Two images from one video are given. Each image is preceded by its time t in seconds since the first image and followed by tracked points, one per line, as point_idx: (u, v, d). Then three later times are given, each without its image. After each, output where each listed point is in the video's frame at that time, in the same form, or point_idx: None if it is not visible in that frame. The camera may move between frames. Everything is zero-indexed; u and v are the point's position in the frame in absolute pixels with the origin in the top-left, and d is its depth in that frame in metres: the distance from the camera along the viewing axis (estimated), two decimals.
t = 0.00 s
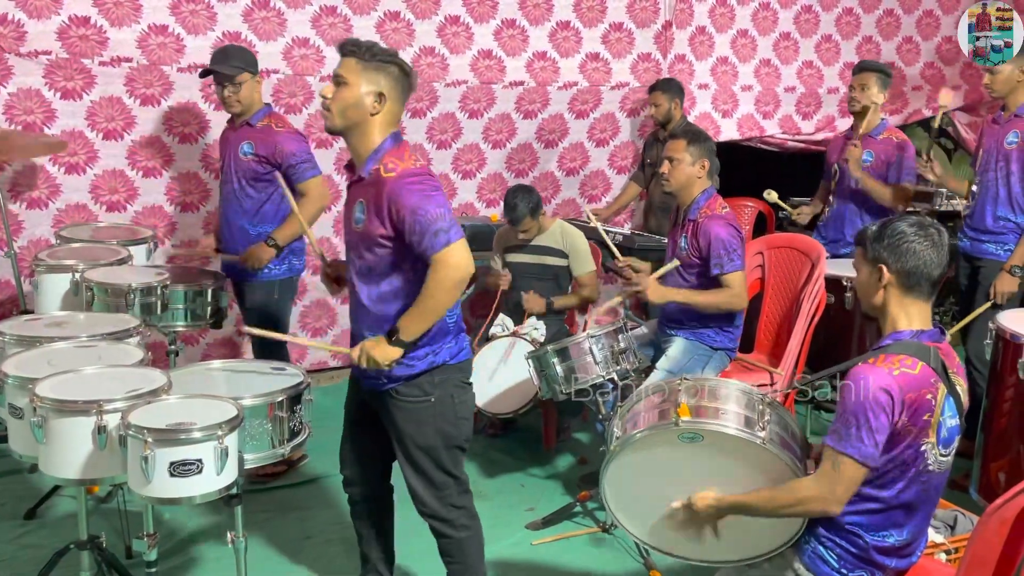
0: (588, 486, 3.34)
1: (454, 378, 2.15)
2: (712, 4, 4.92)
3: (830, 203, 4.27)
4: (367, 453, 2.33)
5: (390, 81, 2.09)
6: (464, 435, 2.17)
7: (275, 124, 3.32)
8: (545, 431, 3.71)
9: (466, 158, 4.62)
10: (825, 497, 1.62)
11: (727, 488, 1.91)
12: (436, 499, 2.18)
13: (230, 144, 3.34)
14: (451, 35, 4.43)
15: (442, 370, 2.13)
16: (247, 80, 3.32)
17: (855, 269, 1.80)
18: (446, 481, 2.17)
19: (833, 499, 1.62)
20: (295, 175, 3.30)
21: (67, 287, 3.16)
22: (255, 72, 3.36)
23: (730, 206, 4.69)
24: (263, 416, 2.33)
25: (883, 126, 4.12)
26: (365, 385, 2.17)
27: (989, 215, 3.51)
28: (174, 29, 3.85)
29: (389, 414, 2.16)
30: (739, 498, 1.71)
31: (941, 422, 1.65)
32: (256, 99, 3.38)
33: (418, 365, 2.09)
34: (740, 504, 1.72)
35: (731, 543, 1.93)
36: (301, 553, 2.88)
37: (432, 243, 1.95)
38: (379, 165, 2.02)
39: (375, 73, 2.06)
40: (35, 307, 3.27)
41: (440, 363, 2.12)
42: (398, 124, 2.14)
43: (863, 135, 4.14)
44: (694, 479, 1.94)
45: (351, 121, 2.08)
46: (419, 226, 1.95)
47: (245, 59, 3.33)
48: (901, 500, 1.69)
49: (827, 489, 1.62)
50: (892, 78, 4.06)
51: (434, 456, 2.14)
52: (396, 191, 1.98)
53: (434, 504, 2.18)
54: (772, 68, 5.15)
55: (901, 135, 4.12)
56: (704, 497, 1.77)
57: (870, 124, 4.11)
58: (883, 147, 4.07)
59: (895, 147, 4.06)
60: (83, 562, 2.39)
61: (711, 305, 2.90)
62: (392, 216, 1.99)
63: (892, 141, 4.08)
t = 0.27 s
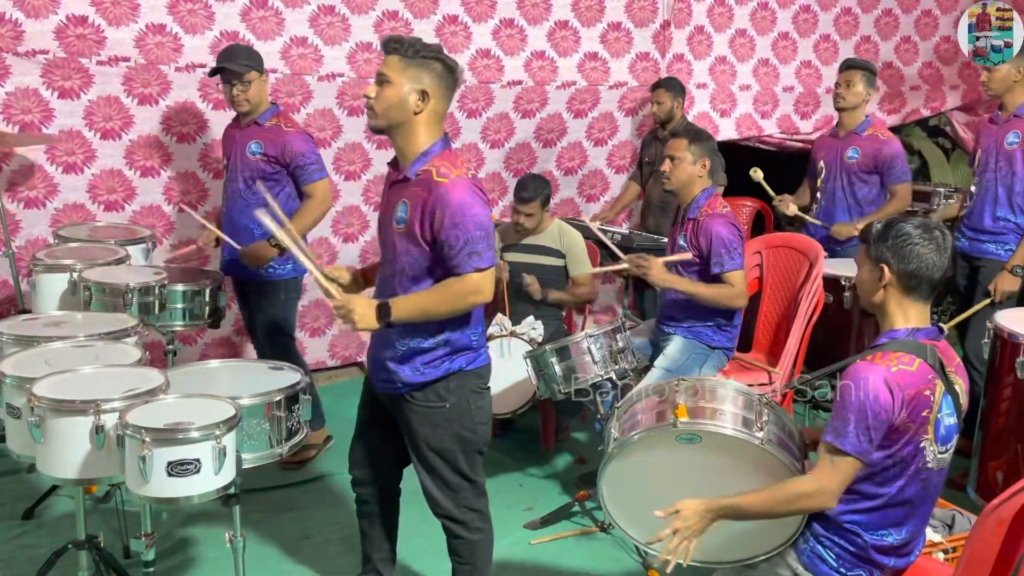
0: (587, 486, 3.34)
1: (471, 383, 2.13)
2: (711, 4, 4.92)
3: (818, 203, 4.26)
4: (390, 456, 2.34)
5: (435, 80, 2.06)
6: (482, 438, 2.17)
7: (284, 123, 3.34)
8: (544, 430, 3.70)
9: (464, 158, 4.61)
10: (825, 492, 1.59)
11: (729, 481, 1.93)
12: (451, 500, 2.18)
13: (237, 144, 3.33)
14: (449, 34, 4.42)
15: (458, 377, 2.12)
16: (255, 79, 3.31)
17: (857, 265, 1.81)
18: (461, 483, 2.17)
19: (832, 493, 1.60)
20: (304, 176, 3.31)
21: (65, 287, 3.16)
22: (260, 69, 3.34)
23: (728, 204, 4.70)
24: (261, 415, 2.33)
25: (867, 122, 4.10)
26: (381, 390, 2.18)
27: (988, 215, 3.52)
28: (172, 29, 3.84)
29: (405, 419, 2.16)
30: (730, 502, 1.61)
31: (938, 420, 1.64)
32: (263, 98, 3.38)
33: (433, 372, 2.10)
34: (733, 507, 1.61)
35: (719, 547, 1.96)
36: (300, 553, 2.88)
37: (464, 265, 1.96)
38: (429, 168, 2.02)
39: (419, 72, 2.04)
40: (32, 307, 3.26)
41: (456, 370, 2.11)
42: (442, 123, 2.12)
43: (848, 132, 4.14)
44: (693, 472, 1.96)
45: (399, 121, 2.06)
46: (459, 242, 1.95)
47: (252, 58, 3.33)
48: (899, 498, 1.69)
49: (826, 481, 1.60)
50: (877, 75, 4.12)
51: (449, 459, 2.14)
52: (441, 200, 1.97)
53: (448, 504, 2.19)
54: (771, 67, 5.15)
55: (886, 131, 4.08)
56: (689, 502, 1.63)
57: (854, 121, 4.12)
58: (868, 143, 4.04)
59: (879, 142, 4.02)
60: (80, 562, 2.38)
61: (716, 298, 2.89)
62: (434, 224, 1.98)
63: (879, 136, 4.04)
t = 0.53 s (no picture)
0: (586, 485, 3.34)
1: (477, 387, 2.13)
2: (710, 3, 4.93)
3: (811, 200, 4.24)
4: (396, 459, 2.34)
5: (471, 82, 2.06)
6: (487, 443, 2.17)
7: (293, 122, 3.34)
8: (542, 430, 3.70)
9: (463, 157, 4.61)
10: (831, 492, 1.58)
11: (726, 482, 1.93)
12: (453, 502, 2.18)
13: (245, 142, 3.34)
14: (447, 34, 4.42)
15: (464, 380, 2.12)
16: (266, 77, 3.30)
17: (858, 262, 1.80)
18: (463, 486, 2.17)
19: (839, 493, 1.58)
20: (308, 176, 3.30)
21: (63, 287, 3.15)
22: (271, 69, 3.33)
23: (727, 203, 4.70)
24: (260, 415, 2.33)
25: (857, 120, 4.11)
26: (388, 390, 2.19)
27: (986, 215, 3.52)
28: (171, 28, 3.84)
29: (411, 421, 2.16)
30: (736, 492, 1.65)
31: (937, 418, 1.65)
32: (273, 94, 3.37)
33: (442, 374, 2.10)
34: (737, 495, 1.65)
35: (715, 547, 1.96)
36: (298, 553, 2.88)
37: (484, 273, 1.94)
38: (457, 172, 2.01)
39: (456, 72, 2.04)
40: (30, 307, 3.26)
41: (463, 373, 2.11)
42: (474, 125, 2.11)
43: (838, 130, 4.14)
44: (689, 471, 1.96)
45: (429, 117, 2.04)
46: (479, 249, 1.94)
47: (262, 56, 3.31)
48: (899, 496, 1.69)
49: (832, 482, 1.58)
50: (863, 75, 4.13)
51: (454, 462, 2.14)
52: (467, 204, 1.96)
53: (450, 507, 2.19)
54: (769, 67, 5.16)
55: (876, 127, 4.11)
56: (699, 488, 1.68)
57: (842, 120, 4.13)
58: (860, 140, 4.06)
59: (870, 138, 4.05)
60: (79, 562, 2.38)
61: (710, 300, 2.90)
62: (457, 228, 1.98)
63: (870, 132, 4.06)
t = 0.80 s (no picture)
0: (584, 485, 3.34)
1: (480, 387, 2.13)
2: (708, 2, 4.93)
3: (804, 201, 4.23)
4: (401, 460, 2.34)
5: (477, 82, 2.04)
6: (493, 444, 2.17)
7: (303, 125, 3.32)
8: (541, 430, 3.70)
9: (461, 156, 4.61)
10: (819, 484, 1.57)
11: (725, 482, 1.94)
12: (457, 502, 2.18)
13: (256, 143, 3.35)
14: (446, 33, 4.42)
15: (469, 381, 2.12)
16: (275, 80, 3.30)
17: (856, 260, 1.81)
18: (469, 486, 2.17)
19: (827, 485, 1.57)
20: (316, 180, 3.27)
21: (61, 286, 3.15)
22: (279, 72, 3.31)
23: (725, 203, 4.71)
24: (258, 415, 2.33)
25: (850, 121, 4.14)
26: (394, 390, 2.19)
27: (985, 214, 3.52)
28: (169, 28, 3.84)
29: (416, 421, 2.17)
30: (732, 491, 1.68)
31: (934, 418, 1.65)
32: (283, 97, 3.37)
33: (441, 375, 2.10)
34: (736, 496, 1.68)
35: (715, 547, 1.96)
36: (298, 552, 2.88)
37: (476, 279, 1.95)
38: (468, 175, 2.01)
39: (460, 72, 2.03)
40: (28, 306, 3.25)
41: (467, 375, 2.11)
42: (488, 124, 2.10)
43: (831, 130, 4.15)
44: (688, 469, 1.96)
45: (438, 118, 2.06)
46: (476, 254, 1.94)
47: (273, 58, 3.32)
48: (895, 496, 1.69)
49: (821, 475, 1.58)
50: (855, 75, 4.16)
51: (459, 462, 2.15)
52: (474, 207, 1.96)
53: (454, 506, 2.19)
54: (767, 67, 5.17)
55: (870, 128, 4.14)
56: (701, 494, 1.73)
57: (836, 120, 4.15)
58: (855, 140, 4.07)
59: (865, 139, 4.07)
60: (77, 562, 2.38)
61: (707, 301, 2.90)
62: (462, 230, 1.97)
63: (864, 132, 4.09)
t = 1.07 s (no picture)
0: (583, 484, 3.34)
1: (480, 387, 2.13)
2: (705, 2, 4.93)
3: (802, 198, 4.25)
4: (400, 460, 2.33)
5: (465, 80, 2.04)
6: (492, 444, 2.17)
7: (307, 130, 3.32)
8: (540, 429, 3.70)
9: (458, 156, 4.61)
10: (819, 490, 1.60)
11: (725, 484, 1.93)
12: (456, 502, 2.18)
13: (262, 146, 3.36)
14: (443, 32, 4.42)
15: (470, 381, 2.11)
16: (276, 83, 3.29)
17: (854, 259, 1.81)
18: (468, 486, 2.17)
19: (826, 491, 1.60)
20: (316, 186, 3.26)
21: (59, 286, 3.14)
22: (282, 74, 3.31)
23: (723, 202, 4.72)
24: (257, 414, 2.33)
25: (848, 119, 4.16)
26: (394, 390, 2.19)
27: (982, 212, 3.53)
28: (166, 27, 3.83)
29: (415, 421, 2.17)
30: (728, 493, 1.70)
31: (933, 417, 1.66)
32: (288, 102, 3.35)
33: (442, 376, 2.09)
34: (732, 498, 1.69)
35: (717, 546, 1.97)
36: (296, 552, 2.88)
37: (475, 282, 1.93)
38: (462, 176, 2.01)
39: (449, 72, 2.04)
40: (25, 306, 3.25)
41: (467, 375, 2.11)
42: (484, 123, 2.09)
43: (829, 128, 4.18)
44: (689, 471, 1.96)
45: (429, 119, 2.10)
46: (474, 255, 1.93)
47: (275, 61, 3.31)
48: (894, 494, 1.69)
49: (821, 481, 1.60)
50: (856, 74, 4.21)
51: (458, 462, 2.14)
52: (465, 208, 1.96)
53: (453, 506, 2.18)
54: (765, 66, 5.17)
55: (868, 127, 4.14)
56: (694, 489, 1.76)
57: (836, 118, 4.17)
58: (850, 137, 4.09)
59: (860, 137, 4.08)
60: (75, 562, 2.38)
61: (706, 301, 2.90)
62: (456, 230, 1.98)
63: (860, 131, 4.09)
